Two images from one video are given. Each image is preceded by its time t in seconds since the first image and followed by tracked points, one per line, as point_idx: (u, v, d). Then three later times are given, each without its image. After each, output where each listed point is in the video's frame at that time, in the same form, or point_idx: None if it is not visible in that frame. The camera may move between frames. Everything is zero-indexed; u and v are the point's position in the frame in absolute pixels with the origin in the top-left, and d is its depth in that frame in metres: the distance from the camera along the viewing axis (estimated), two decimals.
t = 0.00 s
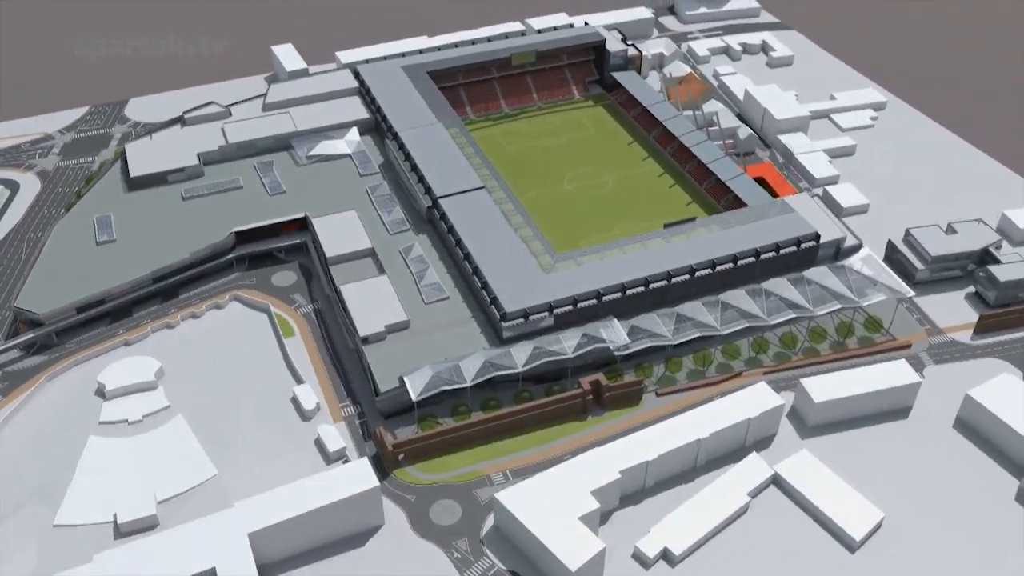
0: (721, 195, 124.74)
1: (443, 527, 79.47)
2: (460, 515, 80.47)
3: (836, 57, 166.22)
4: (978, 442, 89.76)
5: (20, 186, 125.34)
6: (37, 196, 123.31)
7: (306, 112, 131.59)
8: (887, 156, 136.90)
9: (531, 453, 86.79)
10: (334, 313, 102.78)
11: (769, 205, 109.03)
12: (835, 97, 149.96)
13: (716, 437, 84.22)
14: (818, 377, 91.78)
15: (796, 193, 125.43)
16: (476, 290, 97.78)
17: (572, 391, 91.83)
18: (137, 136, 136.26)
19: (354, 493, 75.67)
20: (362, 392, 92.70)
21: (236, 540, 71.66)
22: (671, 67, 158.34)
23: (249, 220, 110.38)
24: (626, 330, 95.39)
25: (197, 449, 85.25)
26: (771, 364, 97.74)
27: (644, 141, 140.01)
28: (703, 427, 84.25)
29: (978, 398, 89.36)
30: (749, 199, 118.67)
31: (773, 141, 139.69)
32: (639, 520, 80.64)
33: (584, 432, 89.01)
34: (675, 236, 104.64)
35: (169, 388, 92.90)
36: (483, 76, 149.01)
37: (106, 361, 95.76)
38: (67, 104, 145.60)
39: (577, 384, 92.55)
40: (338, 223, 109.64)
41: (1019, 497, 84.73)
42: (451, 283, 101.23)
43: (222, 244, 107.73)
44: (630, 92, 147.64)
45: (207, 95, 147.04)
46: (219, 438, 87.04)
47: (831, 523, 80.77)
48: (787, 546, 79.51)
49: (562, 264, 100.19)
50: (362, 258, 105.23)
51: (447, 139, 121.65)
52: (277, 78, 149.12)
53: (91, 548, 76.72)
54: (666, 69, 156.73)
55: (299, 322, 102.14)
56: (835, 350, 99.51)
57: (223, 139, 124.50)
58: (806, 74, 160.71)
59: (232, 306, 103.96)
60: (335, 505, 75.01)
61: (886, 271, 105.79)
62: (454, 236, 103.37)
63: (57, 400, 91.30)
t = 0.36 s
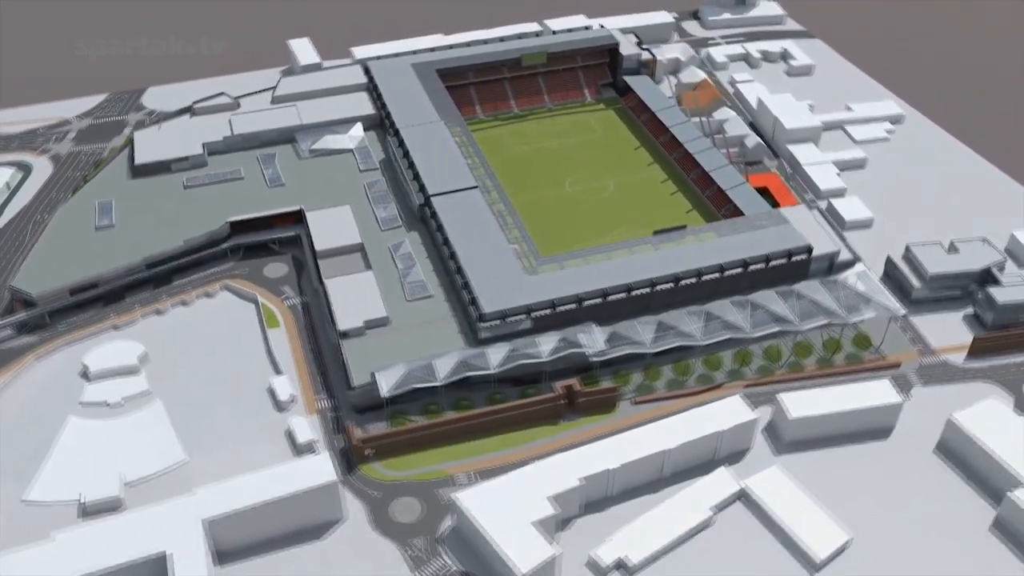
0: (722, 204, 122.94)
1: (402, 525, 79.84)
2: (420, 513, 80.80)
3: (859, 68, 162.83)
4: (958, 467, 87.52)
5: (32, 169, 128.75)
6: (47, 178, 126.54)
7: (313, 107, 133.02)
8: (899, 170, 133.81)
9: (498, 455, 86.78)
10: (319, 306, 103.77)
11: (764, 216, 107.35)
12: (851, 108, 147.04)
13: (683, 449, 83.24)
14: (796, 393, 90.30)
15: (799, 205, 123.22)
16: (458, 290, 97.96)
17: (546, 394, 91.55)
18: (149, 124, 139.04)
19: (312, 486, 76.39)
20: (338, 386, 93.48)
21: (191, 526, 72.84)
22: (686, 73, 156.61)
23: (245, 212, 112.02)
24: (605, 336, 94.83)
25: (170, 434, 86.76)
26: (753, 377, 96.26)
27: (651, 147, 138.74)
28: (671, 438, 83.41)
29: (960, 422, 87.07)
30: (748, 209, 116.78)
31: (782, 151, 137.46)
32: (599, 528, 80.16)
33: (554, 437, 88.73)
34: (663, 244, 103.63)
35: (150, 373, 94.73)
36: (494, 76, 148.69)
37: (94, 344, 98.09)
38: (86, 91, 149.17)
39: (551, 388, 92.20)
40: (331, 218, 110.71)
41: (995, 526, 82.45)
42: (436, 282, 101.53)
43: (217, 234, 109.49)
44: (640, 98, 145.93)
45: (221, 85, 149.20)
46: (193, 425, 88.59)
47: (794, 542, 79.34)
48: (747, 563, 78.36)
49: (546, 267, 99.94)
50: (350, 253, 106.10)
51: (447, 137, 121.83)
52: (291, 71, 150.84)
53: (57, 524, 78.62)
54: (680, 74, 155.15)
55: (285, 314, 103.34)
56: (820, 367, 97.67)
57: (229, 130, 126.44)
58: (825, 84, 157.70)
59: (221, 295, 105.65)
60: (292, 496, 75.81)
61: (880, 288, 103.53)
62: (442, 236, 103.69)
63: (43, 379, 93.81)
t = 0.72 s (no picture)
0: (721, 212, 121.42)
1: (363, 520, 80.21)
2: (383, 509, 81.14)
3: (879, 79, 159.53)
4: (936, 490, 85.50)
5: (46, 153, 132.02)
6: (60, 163, 129.68)
7: (320, 101, 134.26)
8: (910, 184, 130.83)
9: (468, 455, 86.84)
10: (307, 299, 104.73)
11: (757, 226, 105.77)
12: (866, 120, 144.16)
13: (650, 458, 82.34)
14: (773, 408, 88.84)
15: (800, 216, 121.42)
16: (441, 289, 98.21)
17: (520, 397, 91.32)
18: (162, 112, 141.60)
19: (274, 477, 77.16)
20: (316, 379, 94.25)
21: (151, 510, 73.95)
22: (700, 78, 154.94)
23: (242, 203, 113.51)
24: (585, 341, 94.26)
25: (146, 420, 88.29)
26: (734, 390, 94.94)
27: (657, 152, 137.49)
28: (638, 447, 82.62)
29: (940, 445, 85.03)
30: (745, 218, 115.25)
31: (790, 161, 135.33)
32: (560, 534, 79.78)
33: (526, 440, 88.55)
34: (652, 250, 102.64)
35: (135, 358, 96.47)
36: (505, 75, 148.65)
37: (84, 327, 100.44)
38: (106, 79, 152.38)
39: (526, 391, 91.86)
40: (325, 211, 111.74)
41: (967, 552, 80.37)
42: (421, 280, 101.86)
43: (212, 223, 111.09)
44: (650, 102, 144.39)
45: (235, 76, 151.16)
46: (171, 411, 90.08)
47: (757, 559, 77.98)
48: None
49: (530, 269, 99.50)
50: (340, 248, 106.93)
51: (447, 136, 122.02)
52: (305, 65, 152.29)
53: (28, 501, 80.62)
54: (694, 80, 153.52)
55: (272, 305, 104.43)
56: (804, 382, 95.93)
57: (235, 121, 128.24)
58: (843, 95, 154.72)
59: (213, 284, 107.19)
60: (254, 487, 76.50)
61: (873, 304, 101.35)
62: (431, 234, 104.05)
63: (32, 360, 96.22)
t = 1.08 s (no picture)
0: (719, 220, 119.90)
1: (325, 513, 80.95)
2: (346, 503, 81.81)
3: (900, 92, 156.06)
4: (909, 514, 83.63)
5: (60, 138, 135.21)
6: (73, 148, 132.83)
7: (328, 95, 135.48)
8: (919, 198, 127.85)
9: (436, 454, 87.08)
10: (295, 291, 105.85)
11: (749, 236, 104.34)
12: (881, 132, 141.15)
13: (614, 466, 81.74)
14: (747, 422, 87.60)
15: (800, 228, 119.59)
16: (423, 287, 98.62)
17: (493, 398, 91.28)
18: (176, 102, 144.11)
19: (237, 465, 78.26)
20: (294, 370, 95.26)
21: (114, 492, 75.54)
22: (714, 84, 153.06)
23: (239, 194, 115.10)
24: (562, 346, 93.88)
25: (125, 403, 90.16)
26: (712, 401, 93.81)
27: (663, 158, 136.20)
28: (603, 455, 82.10)
29: (915, 468, 83.06)
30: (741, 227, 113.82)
31: (798, 171, 133.18)
32: (519, 538, 79.74)
33: (496, 442, 88.54)
34: (639, 255, 101.76)
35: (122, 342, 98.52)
36: (516, 75, 148.61)
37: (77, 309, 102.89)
38: (126, 67, 155.47)
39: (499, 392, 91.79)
40: (320, 205, 112.87)
41: None
42: (407, 276, 102.36)
43: (209, 212, 112.86)
44: (659, 106, 142.96)
45: (250, 67, 153.07)
46: (150, 396, 91.85)
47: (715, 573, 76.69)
48: None
49: (512, 270, 99.28)
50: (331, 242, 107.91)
51: (448, 134, 122.39)
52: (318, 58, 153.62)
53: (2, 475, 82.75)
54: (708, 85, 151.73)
55: (260, 295, 105.64)
56: (785, 397, 94.34)
57: (242, 113, 130.07)
58: (861, 105, 151.74)
59: (205, 273, 108.93)
60: (216, 475, 77.67)
61: (862, 320, 99.38)
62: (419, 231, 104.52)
63: (24, 339, 98.81)
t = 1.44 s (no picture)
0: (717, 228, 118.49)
1: (288, 504, 81.82)
2: (311, 495, 82.58)
3: (920, 105, 152.51)
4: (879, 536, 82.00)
5: (76, 123, 138.33)
6: (87, 133, 135.82)
7: (336, 90, 136.62)
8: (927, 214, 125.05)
9: (405, 451, 87.55)
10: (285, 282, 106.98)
11: (739, 246, 103.05)
12: (894, 145, 138.21)
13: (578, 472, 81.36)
14: (719, 434, 86.45)
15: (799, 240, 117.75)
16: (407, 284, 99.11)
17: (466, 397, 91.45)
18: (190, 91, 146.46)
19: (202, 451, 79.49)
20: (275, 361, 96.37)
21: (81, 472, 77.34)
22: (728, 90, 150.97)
23: (238, 184, 116.70)
24: (539, 349, 93.64)
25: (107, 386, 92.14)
26: (689, 411, 92.84)
27: (668, 163, 135.05)
28: (567, 459, 81.78)
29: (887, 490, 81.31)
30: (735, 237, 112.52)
31: (804, 182, 131.09)
32: (478, 539, 79.88)
33: (466, 441, 88.77)
34: (626, 261, 101.04)
35: (111, 326, 100.61)
36: (527, 75, 148.33)
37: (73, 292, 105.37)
38: (146, 56, 158.46)
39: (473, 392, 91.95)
40: (316, 198, 113.97)
41: None
42: (393, 273, 102.92)
43: (207, 202, 114.65)
44: (667, 111, 141.65)
45: (266, 60, 154.90)
46: (133, 379, 93.70)
47: None
48: None
49: (496, 270, 99.33)
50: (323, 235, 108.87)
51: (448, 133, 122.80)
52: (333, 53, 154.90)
53: None
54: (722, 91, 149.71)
55: (251, 285, 106.91)
56: (764, 411, 93.01)
57: (250, 104, 131.76)
58: (878, 117, 148.67)
59: (200, 261, 110.68)
60: (182, 460, 78.94)
61: (849, 336, 97.57)
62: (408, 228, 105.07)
63: (19, 319, 101.51)
